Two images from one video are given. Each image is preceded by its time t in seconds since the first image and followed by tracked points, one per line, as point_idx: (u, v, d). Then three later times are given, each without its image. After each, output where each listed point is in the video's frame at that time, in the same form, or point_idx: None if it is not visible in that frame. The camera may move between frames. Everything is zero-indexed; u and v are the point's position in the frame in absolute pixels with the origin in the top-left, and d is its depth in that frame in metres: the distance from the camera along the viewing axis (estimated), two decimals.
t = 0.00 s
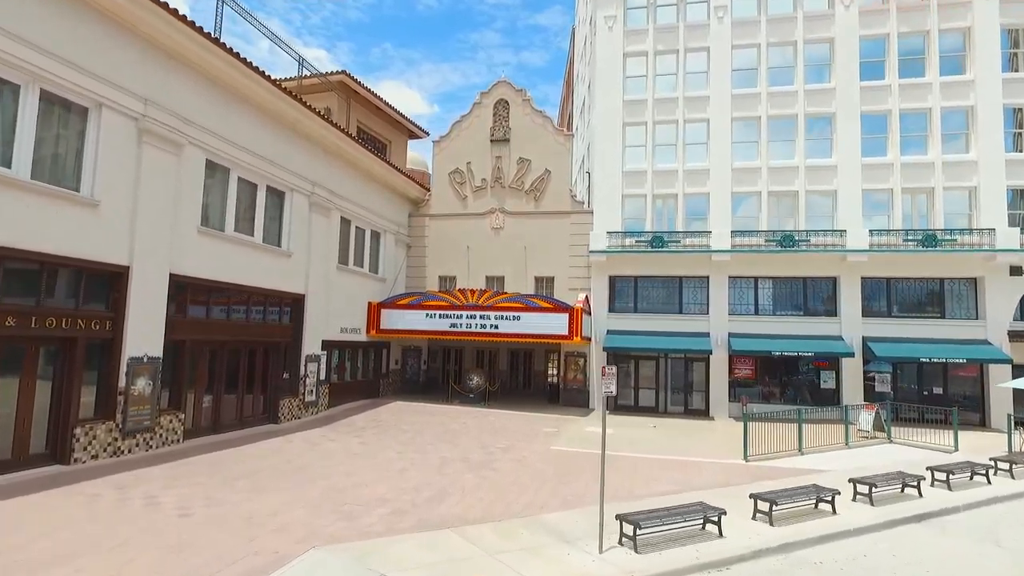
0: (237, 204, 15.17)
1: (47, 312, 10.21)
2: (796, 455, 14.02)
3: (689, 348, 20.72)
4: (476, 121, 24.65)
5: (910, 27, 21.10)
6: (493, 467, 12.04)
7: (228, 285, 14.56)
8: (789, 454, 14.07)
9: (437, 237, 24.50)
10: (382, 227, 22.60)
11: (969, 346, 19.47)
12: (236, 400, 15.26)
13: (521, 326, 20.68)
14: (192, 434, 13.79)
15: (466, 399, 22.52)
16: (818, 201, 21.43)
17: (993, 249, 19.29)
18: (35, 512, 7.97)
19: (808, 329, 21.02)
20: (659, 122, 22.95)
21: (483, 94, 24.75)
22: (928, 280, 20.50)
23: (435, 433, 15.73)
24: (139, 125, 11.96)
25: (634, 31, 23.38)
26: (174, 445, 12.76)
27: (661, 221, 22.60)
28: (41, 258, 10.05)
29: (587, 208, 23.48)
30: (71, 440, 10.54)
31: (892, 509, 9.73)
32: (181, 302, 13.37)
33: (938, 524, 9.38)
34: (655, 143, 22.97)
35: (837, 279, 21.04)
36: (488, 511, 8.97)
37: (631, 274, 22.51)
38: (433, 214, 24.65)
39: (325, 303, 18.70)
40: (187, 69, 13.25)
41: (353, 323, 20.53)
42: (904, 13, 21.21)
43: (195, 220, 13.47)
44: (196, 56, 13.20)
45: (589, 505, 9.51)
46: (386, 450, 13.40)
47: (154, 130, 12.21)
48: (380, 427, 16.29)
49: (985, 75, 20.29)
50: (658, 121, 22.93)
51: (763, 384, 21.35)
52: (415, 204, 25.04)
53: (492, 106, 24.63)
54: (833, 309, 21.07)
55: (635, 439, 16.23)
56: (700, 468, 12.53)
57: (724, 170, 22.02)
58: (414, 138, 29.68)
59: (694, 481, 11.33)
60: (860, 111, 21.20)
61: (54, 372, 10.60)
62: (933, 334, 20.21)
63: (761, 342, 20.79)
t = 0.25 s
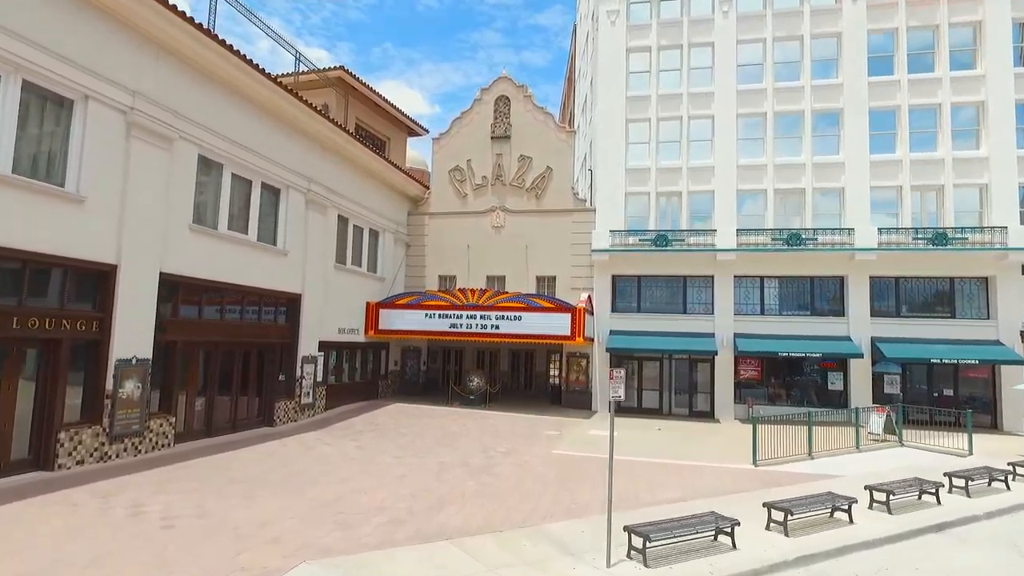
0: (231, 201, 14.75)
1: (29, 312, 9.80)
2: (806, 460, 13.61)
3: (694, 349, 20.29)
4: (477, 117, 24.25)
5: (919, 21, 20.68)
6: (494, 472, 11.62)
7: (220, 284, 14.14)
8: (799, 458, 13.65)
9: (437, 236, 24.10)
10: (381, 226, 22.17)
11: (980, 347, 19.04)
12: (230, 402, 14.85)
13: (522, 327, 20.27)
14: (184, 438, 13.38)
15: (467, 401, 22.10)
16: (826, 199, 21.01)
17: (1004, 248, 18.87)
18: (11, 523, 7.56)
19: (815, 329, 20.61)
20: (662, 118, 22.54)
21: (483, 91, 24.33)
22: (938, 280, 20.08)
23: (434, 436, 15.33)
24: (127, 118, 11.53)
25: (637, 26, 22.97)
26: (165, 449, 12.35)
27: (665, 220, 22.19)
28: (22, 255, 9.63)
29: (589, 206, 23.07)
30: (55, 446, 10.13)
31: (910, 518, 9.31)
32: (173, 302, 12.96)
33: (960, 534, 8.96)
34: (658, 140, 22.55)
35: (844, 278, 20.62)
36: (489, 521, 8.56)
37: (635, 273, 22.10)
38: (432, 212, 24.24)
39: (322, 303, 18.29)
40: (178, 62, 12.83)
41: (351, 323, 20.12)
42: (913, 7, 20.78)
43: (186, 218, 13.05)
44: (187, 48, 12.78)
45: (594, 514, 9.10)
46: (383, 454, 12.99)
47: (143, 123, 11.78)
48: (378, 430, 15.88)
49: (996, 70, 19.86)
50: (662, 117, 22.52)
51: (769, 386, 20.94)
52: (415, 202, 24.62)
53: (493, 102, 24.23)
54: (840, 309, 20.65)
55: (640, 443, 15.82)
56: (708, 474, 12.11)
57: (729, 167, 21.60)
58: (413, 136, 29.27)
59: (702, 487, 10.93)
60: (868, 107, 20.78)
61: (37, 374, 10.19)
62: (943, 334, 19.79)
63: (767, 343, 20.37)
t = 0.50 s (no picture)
0: (224, 199, 14.33)
1: (10, 313, 9.38)
2: (817, 464, 13.17)
3: (699, 350, 19.84)
4: (477, 114, 23.83)
5: (929, 14, 20.22)
6: (495, 478, 11.20)
7: (213, 283, 13.73)
8: (809, 463, 13.21)
9: (437, 234, 23.67)
10: (379, 224, 21.74)
11: (992, 347, 18.60)
12: (223, 405, 14.43)
13: (524, 327, 19.84)
14: (175, 442, 12.96)
15: (467, 402, 21.68)
16: (833, 197, 20.57)
17: (1017, 246, 18.43)
18: None
19: (822, 330, 20.19)
20: (666, 115, 22.11)
21: (483, 87, 23.91)
22: (949, 279, 19.64)
23: (434, 439, 14.91)
24: (114, 111, 11.11)
25: (641, 21, 22.54)
26: (153, 454, 11.95)
27: (669, 218, 21.76)
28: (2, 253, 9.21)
29: (592, 204, 22.65)
30: (36, 452, 9.71)
31: (932, 529, 8.87)
32: (163, 302, 12.54)
33: (984, 545, 8.52)
34: (662, 137, 22.12)
35: (853, 277, 20.19)
36: (489, 532, 8.13)
37: (638, 272, 21.66)
38: (432, 210, 23.82)
39: (319, 302, 17.87)
40: (168, 53, 12.42)
41: (349, 324, 19.71)
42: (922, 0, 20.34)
43: (177, 215, 12.62)
44: (177, 39, 12.36)
45: (600, 524, 8.67)
46: (380, 459, 12.57)
47: (130, 116, 11.35)
48: (375, 433, 15.46)
49: (1008, 64, 19.41)
50: (666, 113, 22.09)
51: (775, 387, 20.51)
52: (414, 200, 24.20)
53: (494, 98, 23.80)
54: (849, 308, 20.22)
55: (645, 447, 15.39)
56: (717, 480, 11.68)
57: (735, 165, 21.18)
58: (413, 133, 28.85)
59: (711, 495, 10.50)
60: (876, 103, 20.34)
61: (18, 378, 9.77)
62: (953, 335, 19.36)
63: (774, 344, 19.94)
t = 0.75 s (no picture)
0: (215, 195, 13.87)
1: None
2: (829, 470, 12.72)
3: (704, 351, 19.39)
4: (477, 110, 23.39)
5: (939, 8, 19.77)
6: (496, 486, 10.75)
7: (204, 282, 13.28)
8: (821, 468, 12.75)
9: (436, 233, 23.23)
10: (377, 222, 21.29)
11: (1005, 348, 18.14)
12: (215, 408, 13.98)
13: (525, 328, 19.39)
14: (164, 447, 12.50)
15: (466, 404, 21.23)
16: (841, 194, 20.11)
17: None
18: None
19: (830, 330, 19.75)
20: (670, 111, 21.67)
21: (484, 83, 23.45)
22: (960, 278, 19.19)
23: (432, 443, 14.46)
24: (98, 103, 10.66)
25: (644, 15, 22.09)
26: (141, 460, 11.48)
27: (673, 216, 21.31)
28: None
29: (594, 201, 22.20)
30: (15, 459, 9.23)
31: (956, 541, 8.42)
32: (151, 301, 12.09)
33: (1013, 559, 8.06)
34: (666, 134, 21.68)
35: (861, 276, 19.75)
36: (489, 546, 7.69)
37: (641, 272, 21.21)
38: (431, 208, 23.38)
39: (315, 303, 17.43)
40: (157, 44, 11.96)
41: (346, 324, 19.27)
42: None
43: (164, 211, 12.17)
44: (166, 30, 11.90)
45: (606, 537, 8.22)
46: (376, 464, 12.11)
47: (115, 108, 10.89)
48: (372, 436, 15.02)
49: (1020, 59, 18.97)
50: (670, 109, 21.64)
51: (781, 389, 20.06)
52: (413, 198, 23.75)
53: (494, 94, 23.36)
54: (857, 308, 19.77)
55: (649, 451, 14.95)
56: (726, 487, 11.23)
57: (740, 162, 20.73)
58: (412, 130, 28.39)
59: (721, 504, 10.05)
60: (885, 98, 19.89)
61: None
62: (965, 335, 18.91)
63: (781, 345, 19.48)
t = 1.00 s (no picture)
0: (206, 192, 13.42)
1: None
2: (841, 477, 12.24)
3: (710, 353, 18.91)
4: (477, 107, 22.94)
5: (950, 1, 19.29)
6: (496, 495, 10.29)
7: (194, 282, 12.84)
8: (833, 475, 12.28)
9: (435, 232, 22.77)
10: (375, 221, 20.83)
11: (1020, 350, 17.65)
12: (205, 412, 13.52)
13: (525, 329, 18.93)
14: (152, 453, 12.04)
15: (466, 407, 20.77)
16: (850, 191, 19.63)
17: None
18: None
19: (839, 331, 19.30)
20: (674, 107, 21.21)
21: (484, 79, 23.00)
22: (973, 277, 18.70)
23: (430, 448, 14.00)
24: (81, 95, 10.21)
25: (648, 9, 21.61)
26: (126, 467, 11.02)
27: (677, 214, 20.85)
28: None
29: (597, 200, 21.74)
30: None
31: (983, 556, 7.94)
32: (138, 301, 11.63)
33: None
34: (670, 130, 21.22)
35: (870, 276, 19.28)
36: (488, 562, 7.23)
37: (645, 271, 20.73)
38: (430, 207, 22.92)
39: (310, 303, 16.98)
40: (145, 35, 11.50)
41: (342, 325, 18.82)
42: None
43: (152, 208, 11.71)
44: (155, 20, 11.44)
45: (612, 552, 7.75)
46: (371, 471, 11.67)
47: (98, 100, 10.43)
48: (368, 441, 14.56)
49: None
50: (674, 106, 21.18)
51: (788, 391, 19.59)
52: (412, 197, 23.29)
53: (495, 90, 22.89)
54: (866, 309, 19.31)
55: (654, 456, 14.48)
56: (736, 495, 10.76)
57: (746, 159, 20.28)
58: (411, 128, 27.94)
59: (732, 515, 9.58)
60: (895, 94, 19.42)
61: None
62: (977, 336, 18.43)
63: (788, 346, 19.00)
